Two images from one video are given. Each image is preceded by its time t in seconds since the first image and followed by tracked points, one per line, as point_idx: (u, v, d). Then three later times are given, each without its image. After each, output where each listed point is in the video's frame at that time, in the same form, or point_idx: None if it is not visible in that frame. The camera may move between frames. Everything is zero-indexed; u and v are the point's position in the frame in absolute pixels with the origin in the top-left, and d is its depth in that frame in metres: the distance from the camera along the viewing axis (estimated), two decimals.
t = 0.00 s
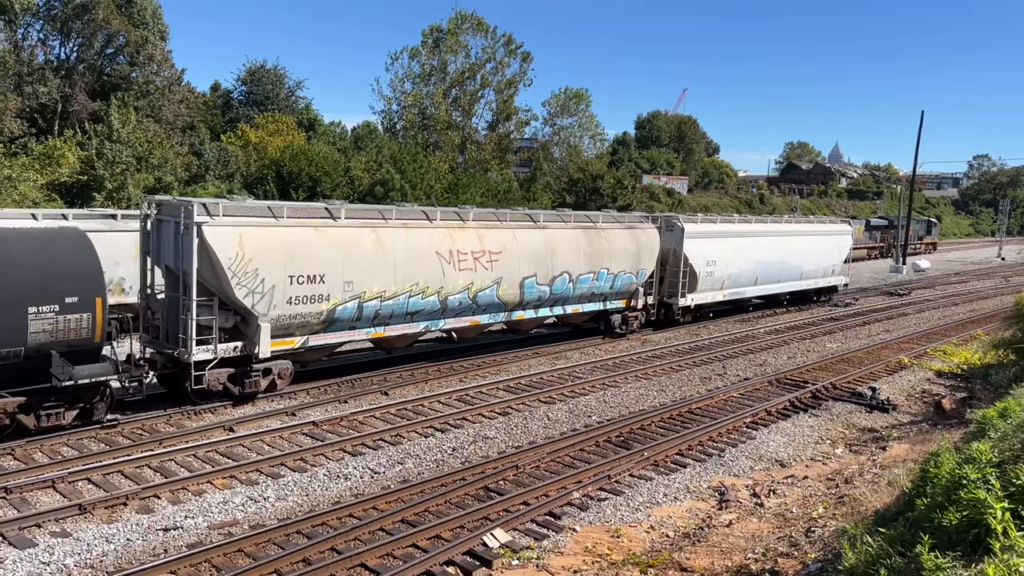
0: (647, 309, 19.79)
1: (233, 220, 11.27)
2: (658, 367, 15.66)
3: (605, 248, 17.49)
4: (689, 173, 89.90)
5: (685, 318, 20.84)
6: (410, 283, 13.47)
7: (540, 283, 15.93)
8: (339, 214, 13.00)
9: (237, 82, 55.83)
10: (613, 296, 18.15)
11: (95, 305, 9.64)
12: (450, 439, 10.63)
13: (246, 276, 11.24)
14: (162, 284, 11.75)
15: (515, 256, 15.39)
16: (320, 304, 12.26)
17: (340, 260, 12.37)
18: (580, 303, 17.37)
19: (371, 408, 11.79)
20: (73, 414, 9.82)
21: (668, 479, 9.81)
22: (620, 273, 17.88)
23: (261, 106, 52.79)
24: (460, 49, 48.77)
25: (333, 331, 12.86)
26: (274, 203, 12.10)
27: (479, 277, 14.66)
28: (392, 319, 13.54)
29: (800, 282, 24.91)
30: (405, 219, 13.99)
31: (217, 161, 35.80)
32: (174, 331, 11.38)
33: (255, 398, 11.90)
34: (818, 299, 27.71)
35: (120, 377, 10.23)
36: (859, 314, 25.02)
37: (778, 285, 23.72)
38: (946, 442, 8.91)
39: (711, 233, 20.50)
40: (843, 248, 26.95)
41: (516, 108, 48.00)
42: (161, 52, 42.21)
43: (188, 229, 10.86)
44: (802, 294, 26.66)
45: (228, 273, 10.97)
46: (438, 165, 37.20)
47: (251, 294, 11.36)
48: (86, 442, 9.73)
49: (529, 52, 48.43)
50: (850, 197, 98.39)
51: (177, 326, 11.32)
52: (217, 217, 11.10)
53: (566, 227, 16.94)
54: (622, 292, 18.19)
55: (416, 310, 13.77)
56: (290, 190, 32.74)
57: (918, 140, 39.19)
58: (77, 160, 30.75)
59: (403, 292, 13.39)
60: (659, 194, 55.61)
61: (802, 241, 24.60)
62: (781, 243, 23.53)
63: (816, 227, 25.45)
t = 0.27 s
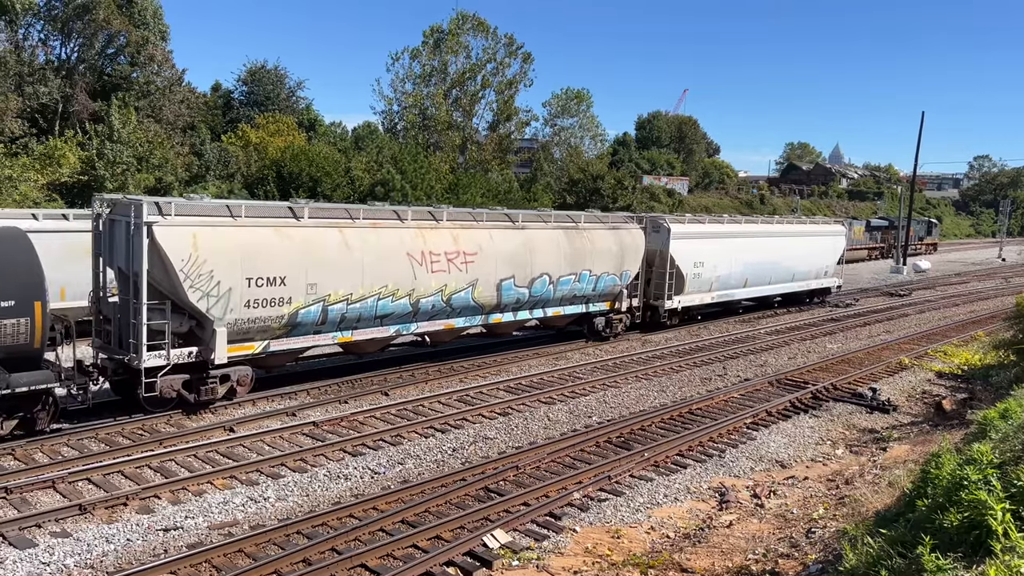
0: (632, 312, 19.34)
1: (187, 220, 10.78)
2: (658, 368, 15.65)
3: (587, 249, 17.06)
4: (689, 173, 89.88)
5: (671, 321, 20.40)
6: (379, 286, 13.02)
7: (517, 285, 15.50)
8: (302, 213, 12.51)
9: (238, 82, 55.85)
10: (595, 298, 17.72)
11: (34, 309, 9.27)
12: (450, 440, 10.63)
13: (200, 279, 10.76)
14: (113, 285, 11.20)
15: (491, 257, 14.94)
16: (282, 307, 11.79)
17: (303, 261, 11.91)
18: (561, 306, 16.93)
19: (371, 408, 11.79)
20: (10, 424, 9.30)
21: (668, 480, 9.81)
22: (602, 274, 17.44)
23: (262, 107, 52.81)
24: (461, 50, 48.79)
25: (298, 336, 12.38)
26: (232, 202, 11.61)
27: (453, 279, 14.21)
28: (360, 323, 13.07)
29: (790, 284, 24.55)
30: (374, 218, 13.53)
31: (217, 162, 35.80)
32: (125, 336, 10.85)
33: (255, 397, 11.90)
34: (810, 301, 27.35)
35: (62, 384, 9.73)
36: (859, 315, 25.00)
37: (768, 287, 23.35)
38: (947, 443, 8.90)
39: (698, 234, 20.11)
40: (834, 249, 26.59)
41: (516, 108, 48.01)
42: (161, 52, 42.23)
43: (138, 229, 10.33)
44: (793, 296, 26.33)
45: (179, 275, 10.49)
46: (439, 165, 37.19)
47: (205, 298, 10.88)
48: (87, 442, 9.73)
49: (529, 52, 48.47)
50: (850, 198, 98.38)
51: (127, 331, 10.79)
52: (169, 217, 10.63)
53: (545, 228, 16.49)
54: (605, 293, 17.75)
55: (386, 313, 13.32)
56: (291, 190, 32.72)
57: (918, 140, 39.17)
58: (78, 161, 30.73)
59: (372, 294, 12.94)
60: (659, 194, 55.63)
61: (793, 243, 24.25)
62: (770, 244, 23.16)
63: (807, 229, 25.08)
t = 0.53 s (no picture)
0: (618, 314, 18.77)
1: (137, 219, 10.24)
2: (661, 369, 15.64)
3: (571, 249, 16.45)
4: (691, 174, 89.85)
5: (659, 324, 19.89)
6: (346, 288, 12.44)
7: (496, 287, 14.90)
8: (266, 213, 11.95)
9: (240, 83, 55.91)
10: (579, 301, 17.11)
11: None
12: (452, 440, 10.63)
13: (151, 281, 10.22)
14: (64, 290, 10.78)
15: (468, 258, 14.35)
16: (241, 311, 11.23)
17: (264, 263, 11.36)
18: (544, 308, 16.36)
19: (373, 408, 11.79)
20: None
21: (671, 480, 9.81)
22: (587, 276, 16.84)
23: (264, 107, 52.87)
24: (463, 50, 48.82)
25: (261, 341, 11.82)
26: (189, 202, 11.06)
27: (427, 281, 13.63)
28: (328, 327, 12.50)
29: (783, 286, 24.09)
30: (343, 218, 12.96)
31: (219, 162, 35.85)
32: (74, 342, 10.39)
33: (258, 398, 11.91)
34: (804, 303, 26.89)
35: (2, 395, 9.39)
36: (861, 315, 24.95)
37: (759, 289, 22.89)
38: (950, 443, 8.89)
39: (688, 234, 19.62)
40: (828, 250, 26.12)
41: (518, 109, 48.03)
42: (164, 53, 42.31)
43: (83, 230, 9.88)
44: (787, 296, 25.89)
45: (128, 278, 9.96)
46: (441, 166, 37.21)
47: (157, 302, 10.34)
48: (90, 442, 9.74)
49: (532, 52, 48.50)
50: (852, 198, 98.28)
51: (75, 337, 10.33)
52: (119, 217, 10.10)
53: (527, 228, 15.89)
54: (590, 296, 17.16)
55: (355, 316, 12.75)
56: (293, 191, 32.74)
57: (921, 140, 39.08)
58: (81, 161, 30.75)
59: (339, 297, 12.38)
60: (661, 194, 55.60)
61: (785, 244, 23.78)
62: (762, 245, 22.70)
63: (799, 229, 24.62)
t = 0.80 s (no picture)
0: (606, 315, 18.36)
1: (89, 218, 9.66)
2: (667, 367, 15.62)
3: (555, 249, 16.01)
4: (697, 172, 89.68)
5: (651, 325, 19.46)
6: (315, 290, 11.96)
7: (476, 288, 14.45)
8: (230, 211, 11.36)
9: (246, 83, 56.02)
10: (564, 302, 16.68)
11: None
12: (459, 439, 10.65)
13: (103, 284, 9.70)
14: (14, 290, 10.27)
15: (447, 259, 13.89)
16: (201, 314, 10.73)
17: (226, 264, 10.85)
18: (528, 310, 15.95)
19: (380, 407, 11.82)
20: None
21: (677, 479, 9.79)
22: (572, 277, 16.41)
23: (271, 107, 52.98)
24: (469, 49, 48.82)
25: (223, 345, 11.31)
26: (147, 199, 10.45)
27: (402, 282, 13.14)
28: (296, 330, 11.99)
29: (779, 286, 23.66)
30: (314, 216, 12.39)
31: (226, 162, 35.92)
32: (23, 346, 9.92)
33: (265, 397, 11.94)
34: (803, 304, 26.47)
35: None
36: (869, 314, 24.86)
37: (755, 289, 22.48)
38: (959, 443, 8.85)
39: (680, 234, 19.21)
40: (827, 249, 25.66)
41: (524, 108, 48.02)
42: (171, 53, 42.44)
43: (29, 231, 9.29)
44: (785, 296, 25.46)
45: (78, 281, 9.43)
46: (447, 165, 37.23)
47: (110, 305, 9.84)
48: (98, 440, 9.79)
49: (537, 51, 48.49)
50: (859, 196, 97.95)
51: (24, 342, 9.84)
52: (69, 215, 9.53)
53: (511, 227, 15.39)
54: (576, 297, 16.73)
55: (325, 319, 12.23)
56: (299, 191, 32.80)
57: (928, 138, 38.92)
58: (88, 161, 30.86)
59: (307, 299, 11.86)
60: (667, 193, 55.50)
61: (781, 243, 23.35)
62: (758, 244, 22.28)
63: (796, 228, 24.18)
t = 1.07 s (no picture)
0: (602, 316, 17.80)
1: (44, 218, 9.28)
2: (681, 366, 15.57)
3: (548, 248, 15.39)
4: (711, 170, 89.27)
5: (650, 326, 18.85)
6: (289, 291, 11.49)
7: (462, 289, 13.90)
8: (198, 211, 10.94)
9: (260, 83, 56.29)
10: (559, 302, 16.04)
11: None
12: (473, 437, 10.66)
13: (59, 286, 9.29)
14: None
15: (430, 259, 13.33)
16: (166, 317, 10.29)
17: (192, 265, 10.41)
18: (519, 311, 15.31)
19: (394, 405, 11.85)
20: None
21: (691, 478, 9.76)
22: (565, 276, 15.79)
23: (285, 107, 53.22)
24: (482, 48, 48.82)
25: (192, 349, 10.87)
26: (109, 199, 10.06)
27: (382, 283, 12.64)
28: (269, 333, 11.53)
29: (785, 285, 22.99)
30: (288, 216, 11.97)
31: (241, 162, 36.13)
32: None
33: (280, 396, 12.00)
34: (809, 303, 25.83)
35: None
36: (885, 312, 24.66)
37: (759, 289, 21.84)
38: (977, 442, 8.76)
39: (678, 232, 18.62)
40: (835, 247, 24.95)
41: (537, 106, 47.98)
42: (186, 54, 42.76)
43: None
44: (791, 296, 24.78)
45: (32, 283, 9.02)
46: (460, 164, 37.25)
47: (67, 308, 9.41)
48: (116, 439, 9.88)
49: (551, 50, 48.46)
50: (875, 193, 97.17)
51: None
52: (23, 215, 9.15)
53: (500, 226, 14.82)
54: (569, 297, 16.09)
55: (300, 322, 11.77)
56: (313, 190, 32.85)
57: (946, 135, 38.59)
58: (105, 162, 30.89)
59: (280, 301, 11.41)
60: (681, 191, 55.29)
61: (787, 241, 22.68)
62: (762, 243, 21.63)
63: (803, 226, 23.50)
